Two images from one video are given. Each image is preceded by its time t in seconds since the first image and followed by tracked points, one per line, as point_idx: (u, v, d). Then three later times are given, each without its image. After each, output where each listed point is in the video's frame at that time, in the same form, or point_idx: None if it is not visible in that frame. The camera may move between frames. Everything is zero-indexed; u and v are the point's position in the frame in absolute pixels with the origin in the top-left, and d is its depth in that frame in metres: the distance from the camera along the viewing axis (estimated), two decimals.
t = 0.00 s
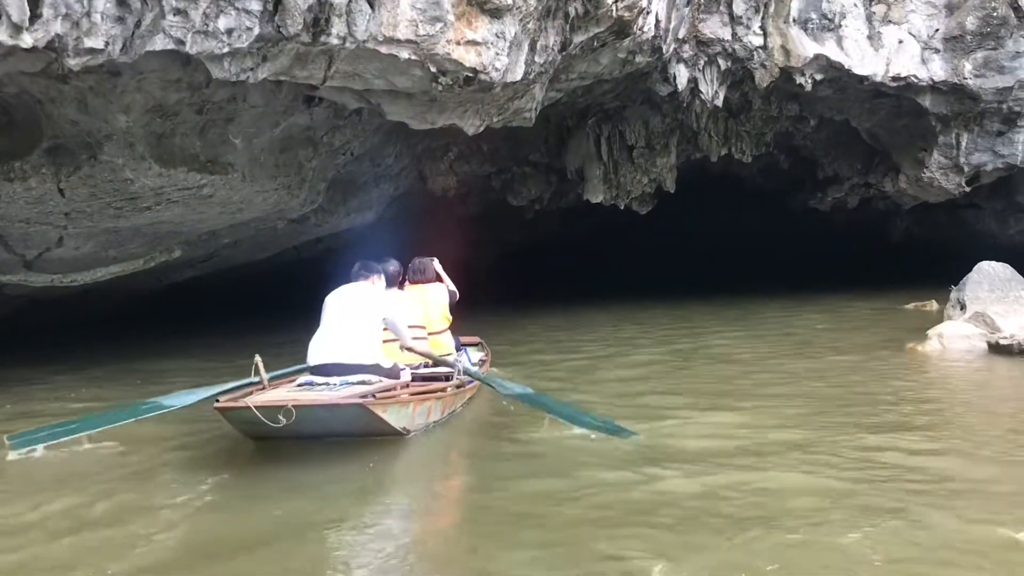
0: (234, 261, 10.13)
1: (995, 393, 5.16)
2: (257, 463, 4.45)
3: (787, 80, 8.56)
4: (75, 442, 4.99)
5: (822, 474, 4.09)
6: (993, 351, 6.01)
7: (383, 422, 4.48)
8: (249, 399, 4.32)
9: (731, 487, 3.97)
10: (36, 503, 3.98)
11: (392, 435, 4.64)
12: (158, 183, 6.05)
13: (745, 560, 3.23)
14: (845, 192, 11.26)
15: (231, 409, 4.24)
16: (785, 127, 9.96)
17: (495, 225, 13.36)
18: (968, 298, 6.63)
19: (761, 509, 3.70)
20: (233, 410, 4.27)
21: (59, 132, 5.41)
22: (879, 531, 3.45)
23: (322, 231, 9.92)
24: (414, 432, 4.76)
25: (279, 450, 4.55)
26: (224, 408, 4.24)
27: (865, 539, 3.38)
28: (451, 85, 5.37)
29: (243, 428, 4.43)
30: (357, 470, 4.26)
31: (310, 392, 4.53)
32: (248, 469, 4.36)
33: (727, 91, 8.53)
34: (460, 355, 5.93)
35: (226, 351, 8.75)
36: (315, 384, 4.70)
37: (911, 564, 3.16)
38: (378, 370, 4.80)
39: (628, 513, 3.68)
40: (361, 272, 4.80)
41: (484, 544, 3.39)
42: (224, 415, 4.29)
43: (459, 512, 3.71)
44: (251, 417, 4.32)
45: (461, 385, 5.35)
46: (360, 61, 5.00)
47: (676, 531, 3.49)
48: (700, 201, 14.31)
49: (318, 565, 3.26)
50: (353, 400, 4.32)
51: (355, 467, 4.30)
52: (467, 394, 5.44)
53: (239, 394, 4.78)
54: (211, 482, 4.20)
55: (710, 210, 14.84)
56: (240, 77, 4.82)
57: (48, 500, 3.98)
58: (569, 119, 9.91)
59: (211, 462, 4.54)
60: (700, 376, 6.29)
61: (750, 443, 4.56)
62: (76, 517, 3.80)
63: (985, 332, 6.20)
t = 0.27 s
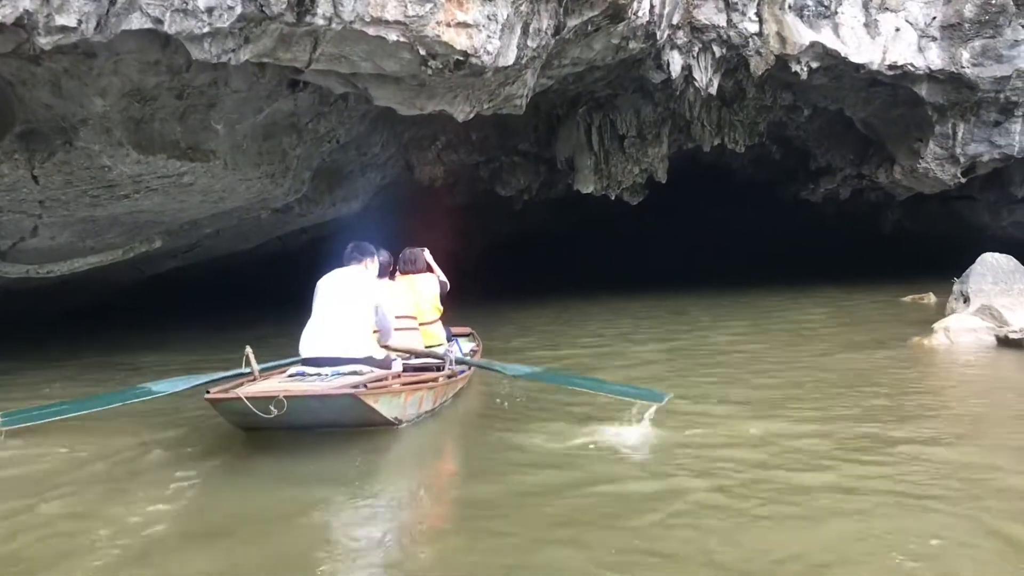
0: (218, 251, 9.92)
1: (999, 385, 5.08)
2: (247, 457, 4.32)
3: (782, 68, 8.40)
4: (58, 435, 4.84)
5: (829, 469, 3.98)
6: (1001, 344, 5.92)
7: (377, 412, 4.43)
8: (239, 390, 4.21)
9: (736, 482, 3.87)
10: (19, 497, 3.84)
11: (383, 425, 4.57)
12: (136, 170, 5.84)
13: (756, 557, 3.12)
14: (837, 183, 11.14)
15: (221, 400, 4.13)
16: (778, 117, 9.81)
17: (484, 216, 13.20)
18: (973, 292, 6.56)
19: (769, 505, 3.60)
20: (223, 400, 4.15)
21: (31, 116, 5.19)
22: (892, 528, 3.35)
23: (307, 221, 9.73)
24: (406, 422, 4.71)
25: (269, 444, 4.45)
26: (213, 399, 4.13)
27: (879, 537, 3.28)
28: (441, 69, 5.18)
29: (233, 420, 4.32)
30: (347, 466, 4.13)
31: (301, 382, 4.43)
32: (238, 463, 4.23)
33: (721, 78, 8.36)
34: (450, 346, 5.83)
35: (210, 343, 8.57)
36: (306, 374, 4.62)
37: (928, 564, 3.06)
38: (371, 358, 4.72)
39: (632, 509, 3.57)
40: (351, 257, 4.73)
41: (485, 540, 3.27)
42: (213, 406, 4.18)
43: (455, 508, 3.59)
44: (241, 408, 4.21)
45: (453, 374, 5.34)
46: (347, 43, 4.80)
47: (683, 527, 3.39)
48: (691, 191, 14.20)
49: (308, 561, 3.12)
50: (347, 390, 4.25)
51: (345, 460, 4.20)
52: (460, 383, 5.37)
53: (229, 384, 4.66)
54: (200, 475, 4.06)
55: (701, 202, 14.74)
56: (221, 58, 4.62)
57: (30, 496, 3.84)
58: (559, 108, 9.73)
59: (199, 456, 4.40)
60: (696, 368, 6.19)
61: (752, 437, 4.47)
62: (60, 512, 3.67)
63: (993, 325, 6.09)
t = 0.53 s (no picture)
0: (201, 243, 9.75)
1: (996, 380, 5.04)
2: (239, 452, 4.32)
3: (775, 59, 8.26)
4: (42, 434, 4.76)
5: (830, 464, 3.93)
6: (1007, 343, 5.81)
7: (368, 404, 4.49)
8: (231, 382, 4.26)
9: (735, 478, 3.82)
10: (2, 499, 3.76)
11: (374, 417, 4.64)
12: (114, 159, 5.64)
13: (757, 551, 3.08)
14: (828, 176, 11.04)
15: (213, 393, 4.18)
16: (770, 109, 9.68)
17: (471, 210, 13.07)
18: (975, 288, 6.50)
19: (769, 499, 3.55)
20: (214, 393, 4.20)
21: (3, 103, 5.00)
22: (895, 520, 3.30)
23: (293, 213, 9.57)
24: (397, 412, 4.78)
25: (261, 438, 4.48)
26: (206, 391, 4.18)
27: (882, 529, 3.22)
28: (431, 55, 5.00)
29: (225, 413, 4.37)
30: (329, 469, 4.07)
31: (292, 375, 4.47)
32: (229, 461, 4.18)
33: (714, 69, 8.21)
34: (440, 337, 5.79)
35: (195, 337, 8.43)
36: (297, 367, 4.60)
37: (931, 555, 3.00)
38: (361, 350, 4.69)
39: (630, 508, 3.52)
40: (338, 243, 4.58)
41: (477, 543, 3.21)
42: (205, 399, 4.23)
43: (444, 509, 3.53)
44: (232, 401, 4.27)
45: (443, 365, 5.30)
46: (333, 28, 4.62)
47: (682, 522, 3.34)
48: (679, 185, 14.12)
49: (290, 570, 3.03)
50: (336, 381, 4.32)
51: (334, 457, 4.22)
52: (450, 374, 5.42)
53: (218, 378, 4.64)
54: (185, 480, 3.98)
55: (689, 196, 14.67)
56: (202, 42, 4.45)
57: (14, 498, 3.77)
58: (548, 99, 9.56)
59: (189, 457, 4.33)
60: (689, 362, 6.14)
61: (747, 432, 4.43)
62: (48, 514, 3.60)
63: (1000, 323, 5.98)
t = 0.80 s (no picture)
0: (182, 239, 9.55)
1: (993, 380, 4.98)
2: (229, 448, 4.27)
3: (768, 55, 8.14)
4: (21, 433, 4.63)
5: (828, 462, 3.87)
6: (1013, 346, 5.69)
7: (358, 399, 4.42)
8: (221, 378, 4.23)
9: (737, 476, 3.73)
10: None
11: (365, 413, 4.57)
12: (92, 150, 5.45)
13: (765, 549, 2.99)
14: (818, 175, 10.95)
15: (202, 387, 4.15)
16: (761, 107, 9.56)
17: (457, 207, 12.93)
18: (976, 289, 6.41)
19: (773, 497, 3.47)
20: (202, 389, 4.16)
21: None
22: (904, 518, 3.22)
23: (276, 208, 9.39)
24: (388, 408, 4.72)
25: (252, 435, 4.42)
26: (195, 387, 4.15)
27: (892, 528, 3.14)
28: (421, 45, 4.85)
29: (214, 408, 4.33)
30: (314, 465, 3.98)
31: (281, 369, 4.40)
32: (218, 459, 4.09)
33: (707, 64, 8.06)
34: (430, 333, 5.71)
35: (176, 334, 8.27)
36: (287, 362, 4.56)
37: (945, 553, 2.92)
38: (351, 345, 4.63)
39: (627, 503, 3.45)
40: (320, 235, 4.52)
41: (472, 539, 3.11)
42: (195, 394, 4.20)
43: (437, 504, 3.45)
44: (221, 396, 4.22)
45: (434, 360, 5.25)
46: (321, 15, 4.45)
47: (686, 520, 3.25)
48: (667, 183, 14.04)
49: (280, 556, 2.99)
50: (327, 376, 4.24)
51: (324, 452, 4.15)
52: (441, 371, 5.35)
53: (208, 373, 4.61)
54: (169, 478, 3.87)
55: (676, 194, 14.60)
56: (182, 28, 4.27)
57: None
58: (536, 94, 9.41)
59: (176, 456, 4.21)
60: (680, 361, 6.07)
61: (743, 430, 4.36)
62: (31, 514, 3.48)
63: (1006, 325, 5.85)
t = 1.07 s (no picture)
0: (164, 232, 9.36)
1: (994, 380, 4.90)
2: (218, 442, 4.23)
3: (764, 49, 8.00)
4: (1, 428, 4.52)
5: (826, 459, 3.81)
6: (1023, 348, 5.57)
7: (347, 394, 4.38)
8: (209, 372, 4.21)
9: (735, 474, 3.66)
10: None
11: (354, 408, 4.54)
12: (68, 139, 5.22)
13: (766, 549, 2.92)
14: (811, 174, 10.83)
15: (190, 381, 4.12)
16: (755, 103, 9.42)
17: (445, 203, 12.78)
18: (982, 290, 6.29)
19: (770, 494, 3.41)
20: (190, 382, 4.13)
21: None
22: (905, 516, 3.15)
23: (261, 201, 9.21)
24: (376, 404, 4.68)
25: (241, 430, 4.39)
26: (183, 381, 4.12)
27: (895, 527, 3.07)
28: (412, 32, 4.67)
29: (203, 402, 4.31)
30: (301, 460, 3.94)
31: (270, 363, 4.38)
32: (205, 456, 4.03)
33: (702, 59, 7.89)
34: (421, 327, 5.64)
35: (159, 329, 8.11)
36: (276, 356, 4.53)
37: (949, 553, 2.85)
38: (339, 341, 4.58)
39: (621, 501, 3.38)
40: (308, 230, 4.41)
41: (464, 540, 3.03)
42: (183, 388, 4.18)
43: (427, 505, 3.39)
44: (209, 390, 4.19)
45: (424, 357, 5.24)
46: None
47: (684, 520, 3.18)
48: (656, 181, 13.94)
49: (266, 556, 2.94)
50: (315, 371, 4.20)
51: (313, 448, 4.11)
52: (432, 367, 5.31)
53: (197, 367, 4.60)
54: (154, 476, 3.79)
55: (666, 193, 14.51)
56: (162, 9, 4.08)
57: None
58: (527, 88, 9.24)
59: (162, 454, 4.12)
60: (674, 360, 5.99)
61: (739, 428, 4.29)
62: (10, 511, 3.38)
63: (1015, 327, 5.74)
